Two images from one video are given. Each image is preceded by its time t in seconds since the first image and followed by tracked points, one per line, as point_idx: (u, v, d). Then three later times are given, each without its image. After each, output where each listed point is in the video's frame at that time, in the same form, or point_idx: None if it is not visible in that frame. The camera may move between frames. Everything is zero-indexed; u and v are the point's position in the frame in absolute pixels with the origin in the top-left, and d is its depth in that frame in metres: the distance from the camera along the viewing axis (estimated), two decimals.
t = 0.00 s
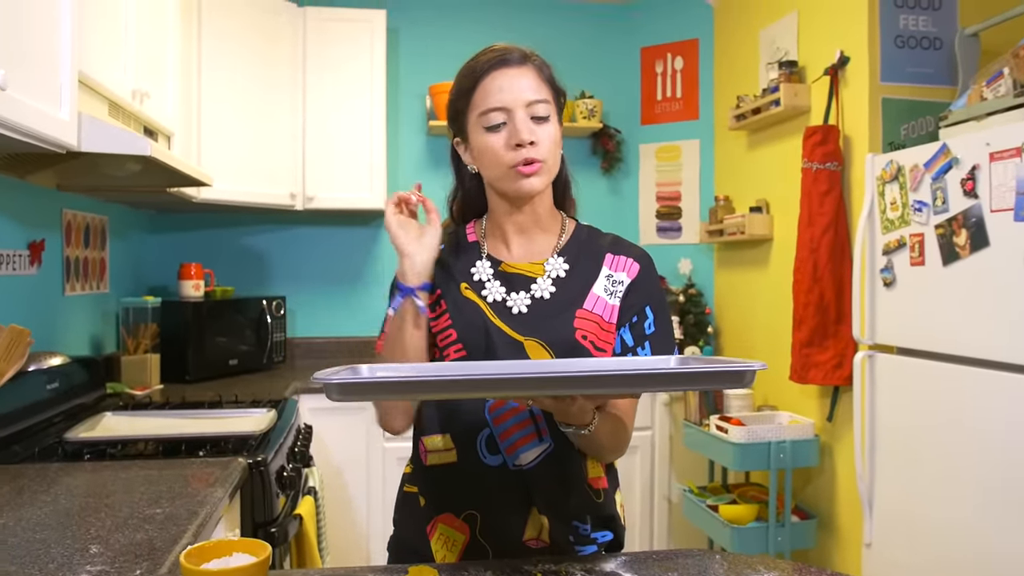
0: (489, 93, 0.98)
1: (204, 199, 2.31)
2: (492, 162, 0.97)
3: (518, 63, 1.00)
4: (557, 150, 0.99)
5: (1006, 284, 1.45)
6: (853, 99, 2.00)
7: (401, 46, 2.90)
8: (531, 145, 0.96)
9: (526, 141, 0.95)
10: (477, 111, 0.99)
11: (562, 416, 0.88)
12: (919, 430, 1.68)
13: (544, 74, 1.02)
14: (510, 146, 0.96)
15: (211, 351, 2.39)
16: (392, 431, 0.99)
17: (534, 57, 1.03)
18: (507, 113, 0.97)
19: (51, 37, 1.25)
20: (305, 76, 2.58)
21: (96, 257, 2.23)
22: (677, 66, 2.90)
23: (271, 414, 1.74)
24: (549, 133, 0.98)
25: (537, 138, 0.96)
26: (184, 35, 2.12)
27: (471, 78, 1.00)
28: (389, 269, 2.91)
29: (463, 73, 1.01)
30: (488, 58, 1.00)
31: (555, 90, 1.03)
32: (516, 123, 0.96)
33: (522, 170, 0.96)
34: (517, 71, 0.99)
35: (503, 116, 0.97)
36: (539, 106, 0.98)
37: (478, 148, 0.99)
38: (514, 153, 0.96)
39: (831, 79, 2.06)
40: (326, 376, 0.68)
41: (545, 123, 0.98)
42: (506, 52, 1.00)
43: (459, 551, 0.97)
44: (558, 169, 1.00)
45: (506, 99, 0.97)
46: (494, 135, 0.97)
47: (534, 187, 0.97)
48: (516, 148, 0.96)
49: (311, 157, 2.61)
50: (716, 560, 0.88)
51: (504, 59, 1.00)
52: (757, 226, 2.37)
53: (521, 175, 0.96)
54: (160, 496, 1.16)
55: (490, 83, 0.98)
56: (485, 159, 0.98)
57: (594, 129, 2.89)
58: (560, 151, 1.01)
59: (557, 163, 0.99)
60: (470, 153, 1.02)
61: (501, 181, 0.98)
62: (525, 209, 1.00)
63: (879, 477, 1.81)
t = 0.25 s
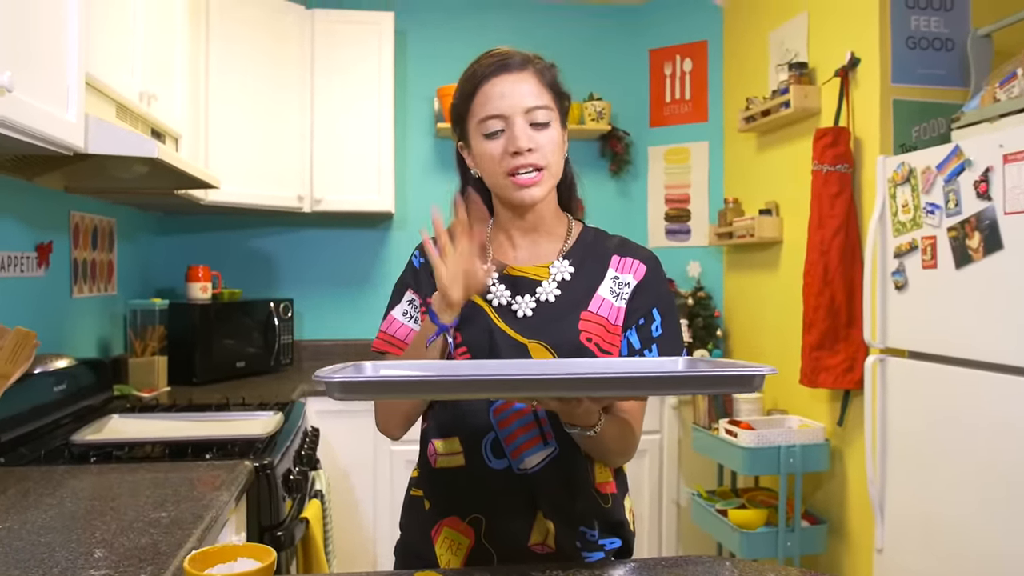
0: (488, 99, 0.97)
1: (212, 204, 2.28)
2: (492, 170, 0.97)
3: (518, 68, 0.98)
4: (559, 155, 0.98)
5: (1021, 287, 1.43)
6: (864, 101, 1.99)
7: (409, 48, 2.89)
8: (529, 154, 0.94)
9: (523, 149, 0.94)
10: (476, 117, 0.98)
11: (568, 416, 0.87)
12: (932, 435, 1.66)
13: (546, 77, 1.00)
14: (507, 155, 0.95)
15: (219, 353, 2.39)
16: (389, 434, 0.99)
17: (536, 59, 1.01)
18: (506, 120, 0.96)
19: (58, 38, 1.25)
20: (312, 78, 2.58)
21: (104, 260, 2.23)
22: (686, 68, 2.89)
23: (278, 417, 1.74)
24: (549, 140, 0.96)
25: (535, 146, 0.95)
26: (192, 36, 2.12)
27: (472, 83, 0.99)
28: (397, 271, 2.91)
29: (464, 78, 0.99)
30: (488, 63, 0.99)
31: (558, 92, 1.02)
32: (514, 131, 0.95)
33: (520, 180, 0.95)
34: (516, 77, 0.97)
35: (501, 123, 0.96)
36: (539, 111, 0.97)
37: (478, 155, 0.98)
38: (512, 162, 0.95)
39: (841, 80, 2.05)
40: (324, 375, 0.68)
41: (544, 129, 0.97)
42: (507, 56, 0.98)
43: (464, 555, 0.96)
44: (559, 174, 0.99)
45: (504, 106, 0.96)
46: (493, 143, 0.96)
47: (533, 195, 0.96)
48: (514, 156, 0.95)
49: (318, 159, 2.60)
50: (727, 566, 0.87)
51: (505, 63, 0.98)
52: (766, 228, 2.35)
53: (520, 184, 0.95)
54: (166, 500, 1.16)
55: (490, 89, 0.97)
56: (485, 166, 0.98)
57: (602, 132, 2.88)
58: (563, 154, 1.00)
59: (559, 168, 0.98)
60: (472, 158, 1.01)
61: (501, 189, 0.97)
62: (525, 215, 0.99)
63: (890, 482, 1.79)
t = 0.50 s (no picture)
0: (494, 76, 0.96)
1: (219, 190, 2.29)
2: (490, 147, 0.96)
3: (530, 49, 0.97)
4: (561, 142, 0.96)
5: None
6: (878, 94, 1.96)
7: (418, 37, 2.87)
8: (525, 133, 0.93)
9: (520, 128, 0.93)
10: (481, 95, 0.97)
11: (569, 407, 0.85)
12: (941, 432, 1.64)
13: (559, 63, 0.99)
14: (504, 132, 0.94)
15: (225, 341, 2.38)
16: (389, 426, 0.98)
17: (553, 44, 1.00)
18: (508, 99, 0.95)
19: (63, 22, 1.24)
20: (321, 67, 2.56)
21: (111, 247, 2.22)
22: (697, 59, 2.86)
23: (282, 407, 1.73)
24: (550, 123, 0.95)
25: (532, 126, 0.93)
26: (200, 23, 2.11)
27: (483, 62, 0.99)
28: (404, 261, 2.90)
29: (477, 57, 0.99)
30: (501, 43, 0.98)
31: (570, 80, 1.00)
32: (514, 109, 0.94)
33: (514, 159, 0.93)
34: (526, 57, 0.96)
35: (503, 102, 0.95)
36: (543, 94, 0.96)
37: (479, 132, 0.97)
38: (508, 140, 0.94)
39: (855, 73, 2.02)
40: (323, 371, 0.66)
41: (547, 112, 0.95)
42: (522, 38, 0.98)
43: (466, 549, 0.95)
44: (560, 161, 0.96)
45: (508, 84, 0.95)
46: (493, 119, 0.95)
47: (525, 176, 0.94)
48: (511, 135, 0.93)
49: (327, 148, 2.59)
50: (731, 563, 0.86)
51: (518, 44, 0.97)
52: (776, 222, 2.33)
53: (513, 163, 0.94)
54: (168, 488, 1.15)
55: (497, 68, 0.96)
56: (485, 144, 0.97)
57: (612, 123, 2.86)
58: (567, 143, 0.98)
59: (559, 155, 0.96)
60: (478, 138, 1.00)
61: (496, 168, 0.96)
62: (521, 199, 0.97)
63: (898, 479, 1.77)
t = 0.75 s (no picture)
0: (494, 85, 0.95)
1: (222, 201, 2.29)
2: (491, 157, 0.94)
3: (530, 57, 0.96)
4: (564, 151, 0.95)
5: None
6: (884, 98, 1.94)
7: (421, 46, 2.87)
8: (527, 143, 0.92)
9: (522, 138, 0.92)
10: (482, 105, 0.96)
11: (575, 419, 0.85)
12: (953, 439, 1.61)
13: (560, 70, 0.98)
14: (506, 142, 0.93)
15: (229, 353, 2.38)
16: (389, 443, 0.97)
17: (553, 52, 0.99)
18: (509, 108, 0.94)
19: (62, 33, 1.24)
20: (324, 77, 2.56)
21: (115, 259, 2.22)
22: (701, 65, 2.85)
23: (285, 419, 1.72)
24: (552, 132, 0.94)
25: (535, 135, 0.92)
26: (203, 34, 2.10)
27: (483, 70, 0.97)
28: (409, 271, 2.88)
29: (476, 66, 0.98)
30: (501, 52, 0.97)
31: (572, 87, 0.99)
32: (516, 118, 0.93)
33: (517, 170, 0.92)
34: (526, 65, 0.95)
35: (504, 112, 0.94)
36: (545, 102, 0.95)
37: (480, 142, 0.96)
38: (510, 150, 0.92)
39: (861, 77, 2.00)
40: (323, 388, 0.65)
41: (549, 121, 0.94)
42: (522, 46, 0.97)
43: (467, 565, 0.93)
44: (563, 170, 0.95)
45: (509, 93, 0.94)
46: (494, 129, 0.94)
47: (529, 187, 0.93)
48: (513, 145, 0.92)
49: (330, 158, 2.58)
50: None
51: (517, 51, 0.96)
52: (783, 228, 2.31)
53: (516, 174, 0.92)
54: (168, 503, 1.14)
55: (497, 77, 0.95)
56: (487, 154, 0.95)
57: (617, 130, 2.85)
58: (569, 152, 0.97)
59: (562, 165, 0.95)
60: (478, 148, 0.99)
61: (498, 178, 0.94)
62: (524, 210, 0.96)
63: (910, 488, 1.75)
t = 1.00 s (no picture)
0: (494, 75, 0.95)
1: (229, 204, 2.28)
2: (483, 143, 0.93)
3: (534, 52, 0.97)
4: (559, 141, 0.93)
5: None
6: (895, 97, 1.92)
7: (428, 48, 2.86)
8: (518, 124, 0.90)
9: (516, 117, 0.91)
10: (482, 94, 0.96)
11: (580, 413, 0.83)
12: (966, 443, 1.59)
13: (565, 69, 0.98)
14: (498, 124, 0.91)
15: (236, 355, 2.37)
16: (394, 447, 0.96)
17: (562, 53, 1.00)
18: (506, 96, 0.93)
19: (63, 36, 1.23)
20: (330, 79, 2.56)
21: (121, 262, 2.22)
22: (710, 65, 2.83)
23: (289, 422, 1.71)
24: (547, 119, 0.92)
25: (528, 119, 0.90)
26: (208, 36, 2.10)
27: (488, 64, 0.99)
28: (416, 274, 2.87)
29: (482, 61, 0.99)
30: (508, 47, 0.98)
31: (575, 88, 0.99)
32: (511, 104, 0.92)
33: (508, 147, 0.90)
34: (529, 59, 0.95)
35: (502, 96, 0.93)
36: (543, 93, 0.94)
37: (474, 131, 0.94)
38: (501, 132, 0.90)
39: (871, 76, 1.98)
40: (315, 389, 0.63)
41: (547, 109, 0.93)
42: (529, 43, 0.98)
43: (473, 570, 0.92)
44: (557, 160, 0.92)
45: (507, 81, 0.93)
46: (489, 115, 0.93)
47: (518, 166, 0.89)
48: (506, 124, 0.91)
49: (337, 160, 2.58)
50: None
51: (523, 48, 0.97)
52: (793, 229, 2.28)
53: (504, 156, 0.89)
54: (169, 508, 1.13)
55: (500, 66, 0.96)
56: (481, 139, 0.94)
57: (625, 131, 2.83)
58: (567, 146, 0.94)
59: (556, 153, 0.92)
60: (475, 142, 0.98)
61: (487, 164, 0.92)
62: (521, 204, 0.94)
63: (924, 493, 1.72)
